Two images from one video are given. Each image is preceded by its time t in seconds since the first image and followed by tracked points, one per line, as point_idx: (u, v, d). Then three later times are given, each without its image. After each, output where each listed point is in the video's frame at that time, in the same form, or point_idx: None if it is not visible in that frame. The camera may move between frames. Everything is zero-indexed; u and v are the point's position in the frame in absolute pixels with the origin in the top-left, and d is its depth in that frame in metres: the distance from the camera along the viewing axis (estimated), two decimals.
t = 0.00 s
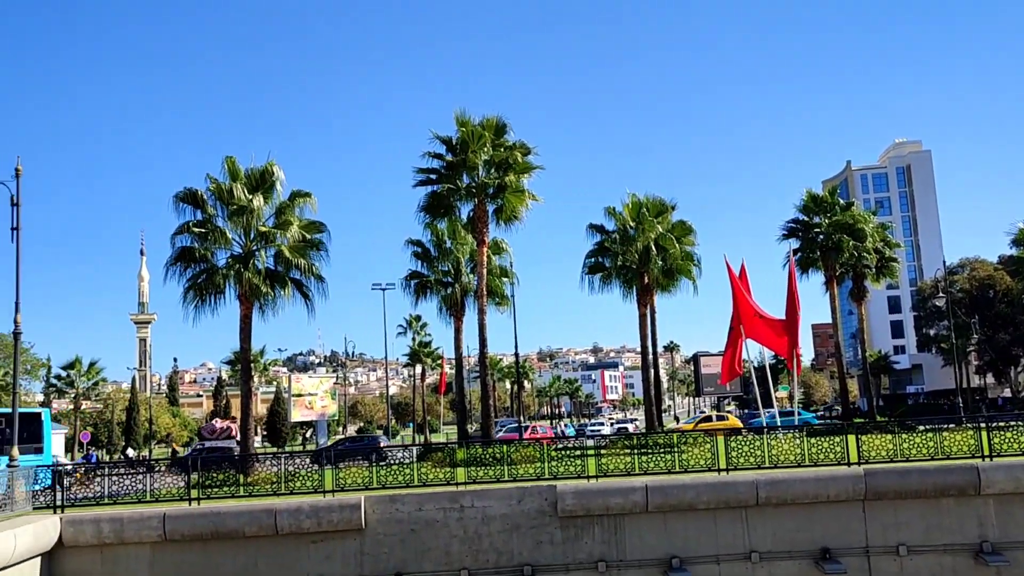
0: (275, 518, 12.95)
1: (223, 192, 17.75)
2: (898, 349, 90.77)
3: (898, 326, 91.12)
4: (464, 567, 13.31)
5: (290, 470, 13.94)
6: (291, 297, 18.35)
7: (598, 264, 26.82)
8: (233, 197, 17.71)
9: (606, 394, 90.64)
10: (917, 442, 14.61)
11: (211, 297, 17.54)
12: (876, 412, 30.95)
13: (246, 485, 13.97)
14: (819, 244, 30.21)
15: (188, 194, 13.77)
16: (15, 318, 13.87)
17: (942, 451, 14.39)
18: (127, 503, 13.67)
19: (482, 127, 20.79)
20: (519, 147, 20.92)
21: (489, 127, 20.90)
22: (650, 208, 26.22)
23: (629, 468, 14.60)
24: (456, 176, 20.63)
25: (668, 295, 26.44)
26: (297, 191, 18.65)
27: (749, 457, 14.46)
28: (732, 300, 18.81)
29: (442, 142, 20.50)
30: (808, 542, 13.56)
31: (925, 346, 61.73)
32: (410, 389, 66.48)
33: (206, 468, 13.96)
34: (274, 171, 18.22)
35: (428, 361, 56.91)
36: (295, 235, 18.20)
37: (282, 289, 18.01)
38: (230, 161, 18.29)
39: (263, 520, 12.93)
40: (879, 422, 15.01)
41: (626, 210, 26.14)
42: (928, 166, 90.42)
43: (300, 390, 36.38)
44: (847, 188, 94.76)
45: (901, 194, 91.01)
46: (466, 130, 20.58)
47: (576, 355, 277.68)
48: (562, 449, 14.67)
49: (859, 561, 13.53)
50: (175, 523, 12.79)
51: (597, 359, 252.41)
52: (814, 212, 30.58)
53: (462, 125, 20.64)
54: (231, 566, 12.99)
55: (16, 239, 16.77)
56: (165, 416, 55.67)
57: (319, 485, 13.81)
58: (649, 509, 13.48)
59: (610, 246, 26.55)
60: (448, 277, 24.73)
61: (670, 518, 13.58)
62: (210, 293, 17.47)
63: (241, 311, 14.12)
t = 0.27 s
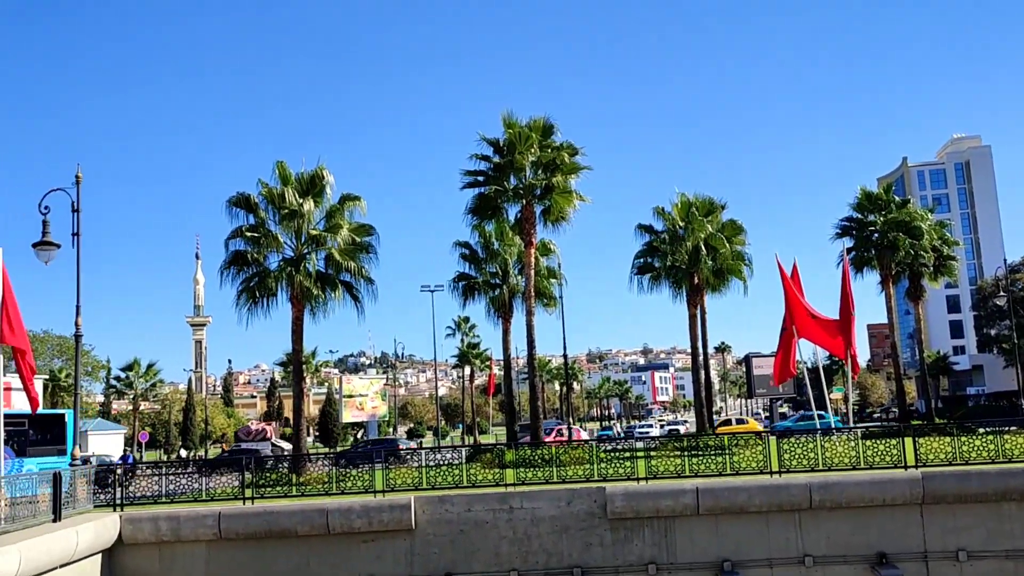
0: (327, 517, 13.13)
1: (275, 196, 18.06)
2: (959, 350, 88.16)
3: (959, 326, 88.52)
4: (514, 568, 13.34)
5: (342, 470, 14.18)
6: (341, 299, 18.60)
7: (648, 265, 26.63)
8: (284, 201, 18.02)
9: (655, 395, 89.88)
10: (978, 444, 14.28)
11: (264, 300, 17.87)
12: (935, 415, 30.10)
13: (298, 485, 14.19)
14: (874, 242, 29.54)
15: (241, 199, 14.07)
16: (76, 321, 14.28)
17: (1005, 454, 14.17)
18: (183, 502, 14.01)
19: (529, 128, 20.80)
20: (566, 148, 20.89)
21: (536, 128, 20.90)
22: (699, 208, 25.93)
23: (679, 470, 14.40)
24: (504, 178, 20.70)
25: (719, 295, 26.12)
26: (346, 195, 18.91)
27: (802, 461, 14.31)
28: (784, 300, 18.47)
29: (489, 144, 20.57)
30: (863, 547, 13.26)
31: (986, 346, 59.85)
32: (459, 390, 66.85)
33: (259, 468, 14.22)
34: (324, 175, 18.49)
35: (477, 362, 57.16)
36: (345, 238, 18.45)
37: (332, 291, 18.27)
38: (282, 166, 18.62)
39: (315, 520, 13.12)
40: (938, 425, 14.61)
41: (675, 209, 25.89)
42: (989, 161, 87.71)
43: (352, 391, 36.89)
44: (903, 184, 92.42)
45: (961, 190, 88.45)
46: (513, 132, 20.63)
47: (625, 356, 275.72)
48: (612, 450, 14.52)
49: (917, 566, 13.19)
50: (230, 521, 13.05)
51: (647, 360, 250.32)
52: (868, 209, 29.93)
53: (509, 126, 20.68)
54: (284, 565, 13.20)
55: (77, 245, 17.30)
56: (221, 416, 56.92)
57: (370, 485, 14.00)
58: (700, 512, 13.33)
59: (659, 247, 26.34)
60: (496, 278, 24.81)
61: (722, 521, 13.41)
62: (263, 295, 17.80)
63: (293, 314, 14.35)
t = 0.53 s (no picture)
0: (376, 518, 13.27)
1: (323, 200, 18.31)
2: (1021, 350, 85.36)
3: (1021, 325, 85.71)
4: (562, 569, 13.32)
5: (391, 471, 14.24)
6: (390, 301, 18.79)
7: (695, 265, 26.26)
8: (333, 204, 18.27)
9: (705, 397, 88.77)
10: None
11: (314, 302, 18.13)
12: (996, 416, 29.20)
13: (348, 486, 14.33)
14: (929, 240, 28.76)
15: (290, 202, 14.29)
16: (134, 324, 14.65)
17: None
18: (236, 502, 14.29)
19: (575, 129, 20.73)
20: (612, 148, 20.72)
21: (582, 128, 20.81)
22: (748, 206, 25.63)
23: (729, 473, 13.95)
24: (550, 179, 20.70)
25: (769, 295, 25.72)
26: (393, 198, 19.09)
27: (855, 463, 14.19)
28: (837, 300, 18.07)
29: (535, 145, 20.55)
30: (920, 552, 12.92)
31: None
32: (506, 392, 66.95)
33: (310, 469, 14.42)
34: (372, 179, 18.71)
35: (524, 364, 57.19)
36: (392, 241, 18.64)
37: (380, 293, 18.46)
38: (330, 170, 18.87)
39: (365, 520, 13.27)
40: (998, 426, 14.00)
41: (723, 209, 25.48)
42: None
43: (400, 392, 37.21)
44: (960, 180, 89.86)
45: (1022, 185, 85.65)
46: (559, 132, 20.58)
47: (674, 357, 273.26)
48: (661, 453, 14.47)
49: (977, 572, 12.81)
50: (282, 521, 13.26)
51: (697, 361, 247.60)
52: (923, 207, 29.05)
53: (555, 127, 20.65)
54: (335, 564, 13.37)
55: (134, 250, 17.80)
56: (272, 417, 57.88)
57: (417, 486, 13.94)
58: (751, 515, 13.17)
59: (707, 246, 25.95)
60: (542, 280, 24.76)
61: (774, 524, 13.21)
62: (313, 298, 18.07)
63: (342, 315, 14.53)
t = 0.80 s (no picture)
0: (423, 518, 13.37)
1: (368, 203, 18.51)
2: None
3: None
4: (609, 571, 13.26)
5: (436, 472, 14.45)
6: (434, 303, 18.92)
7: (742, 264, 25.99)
8: (378, 208, 18.46)
9: (753, 398, 87.51)
10: None
11: (360, 305, 18.33)
12: None
13: (395, 486, 14.51)
14: (983, 237, 27.99)
15: (335, 206, 14.46)
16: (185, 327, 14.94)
17: None
18: (285, 502, 14.52)
19: (619, 129, 20.63)
20: (656, 148, 20.62)
21: (625, 128, 20.72)
22: (796, 205, 25.20)
23: (777, 475, 13.86)
24: (594, 179, 20.63)
25: (817, 295, 25.29)
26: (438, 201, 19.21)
27: (909, 465, 13.76)
28: (886, 300, 17.59)
29: (579, 146, 20.51)
30: (977, 557, 12.58)
31: None
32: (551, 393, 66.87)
33: (357, 470, 14.56)
34: (416, 182, 18.86)
35: (569, 365, 57.06)
36: (437, 243, 18.78)
37: (425, 295, 18.60)
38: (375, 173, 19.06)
39: (412, 520, 13.37)
40: None
41: (770, 207, 25.14)
42: None
43: (445, 393, 37.39)
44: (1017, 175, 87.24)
45: None
46: (603, 133, 20.48)
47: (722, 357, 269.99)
48: (708, 455, 14.37)
49: None
50: (330, 521, 13.43)
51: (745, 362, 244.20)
52: (977, 204, 28.28)
53: (599, 128, 20.57)
54: (382, 564, 13.50)
55: (186, 255, 18.23)
56: (320, 418, 58.65)
57: (464, 486, 14.15)
58: (800, 518, 12.95)
59: (753, 246, 25.63)
60: (587, 280, 24.74)
61: (824, 527, 12.97)
62: (358, 300, 18.27)
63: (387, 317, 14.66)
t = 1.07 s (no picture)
0: (471, 518, 13.41)
1: (414, 205, 18.62)
2: None
3: None
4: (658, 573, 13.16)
5: (483, 471, 14.49)
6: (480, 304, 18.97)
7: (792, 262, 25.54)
8: (423, 209, 18.57)
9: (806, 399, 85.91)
10: None
11: (406, 306, 18.42)
12: None
13: (443, 486, 14.56)
14: None
15: (382, 209, 14.61)
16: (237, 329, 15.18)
17: None
18: (335, 501, 14.68)
19: (665, 127, 20.46)
20: (704, 145, 20.38)
21: (672, 126, 20.54)
22: (847, 202, 24.58)
23: (830, 477, 13.57)
24: (640, 178, 20.40)
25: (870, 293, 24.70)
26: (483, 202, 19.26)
27: (967, 466, 13.34)
28: (943, 299, 17.07)
29: (625, 144, 20.36)
30: None
31: None
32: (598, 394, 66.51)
33: (406, 470, 14.66)
34: (462, 183, 18.95)
35: (616, 365, 56.68)
36: (483, 244, 18.83)
37: (471, 296, 18.66)
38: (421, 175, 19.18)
39: (460, 520, 13.43)
40: None
41: (820, 204, 24.64)
42: None
43: (492, 394, 37.39)
44: None
45: None
46: (649, 131, 20.33)
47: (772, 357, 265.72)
48: (759, 456, 14.12)
49: None
50: (379, 520, 13.55)
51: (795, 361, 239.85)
52: None
53: (645, 126, 20.42)
54: (430, 563, 13.58)
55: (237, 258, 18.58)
56: (368, 418, 59.27)
57: (512, 486, 14.20)
58: (854, 520, 12.68)
59: (802, 245, 25.18)
60: (634, 280, 24.50)
61: (878, 530, 12.68)
62: (405, 301, 18.34)
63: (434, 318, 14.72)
